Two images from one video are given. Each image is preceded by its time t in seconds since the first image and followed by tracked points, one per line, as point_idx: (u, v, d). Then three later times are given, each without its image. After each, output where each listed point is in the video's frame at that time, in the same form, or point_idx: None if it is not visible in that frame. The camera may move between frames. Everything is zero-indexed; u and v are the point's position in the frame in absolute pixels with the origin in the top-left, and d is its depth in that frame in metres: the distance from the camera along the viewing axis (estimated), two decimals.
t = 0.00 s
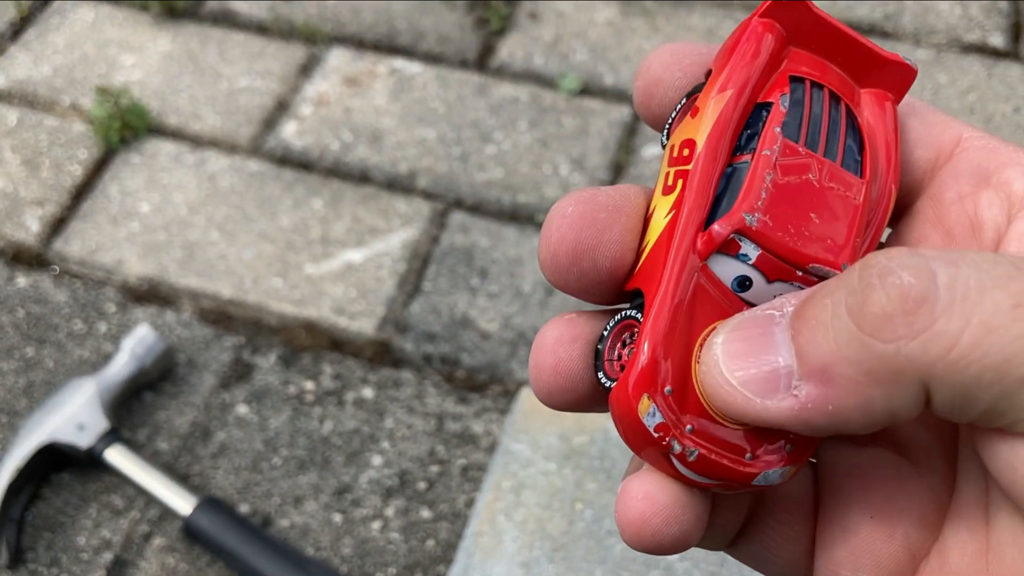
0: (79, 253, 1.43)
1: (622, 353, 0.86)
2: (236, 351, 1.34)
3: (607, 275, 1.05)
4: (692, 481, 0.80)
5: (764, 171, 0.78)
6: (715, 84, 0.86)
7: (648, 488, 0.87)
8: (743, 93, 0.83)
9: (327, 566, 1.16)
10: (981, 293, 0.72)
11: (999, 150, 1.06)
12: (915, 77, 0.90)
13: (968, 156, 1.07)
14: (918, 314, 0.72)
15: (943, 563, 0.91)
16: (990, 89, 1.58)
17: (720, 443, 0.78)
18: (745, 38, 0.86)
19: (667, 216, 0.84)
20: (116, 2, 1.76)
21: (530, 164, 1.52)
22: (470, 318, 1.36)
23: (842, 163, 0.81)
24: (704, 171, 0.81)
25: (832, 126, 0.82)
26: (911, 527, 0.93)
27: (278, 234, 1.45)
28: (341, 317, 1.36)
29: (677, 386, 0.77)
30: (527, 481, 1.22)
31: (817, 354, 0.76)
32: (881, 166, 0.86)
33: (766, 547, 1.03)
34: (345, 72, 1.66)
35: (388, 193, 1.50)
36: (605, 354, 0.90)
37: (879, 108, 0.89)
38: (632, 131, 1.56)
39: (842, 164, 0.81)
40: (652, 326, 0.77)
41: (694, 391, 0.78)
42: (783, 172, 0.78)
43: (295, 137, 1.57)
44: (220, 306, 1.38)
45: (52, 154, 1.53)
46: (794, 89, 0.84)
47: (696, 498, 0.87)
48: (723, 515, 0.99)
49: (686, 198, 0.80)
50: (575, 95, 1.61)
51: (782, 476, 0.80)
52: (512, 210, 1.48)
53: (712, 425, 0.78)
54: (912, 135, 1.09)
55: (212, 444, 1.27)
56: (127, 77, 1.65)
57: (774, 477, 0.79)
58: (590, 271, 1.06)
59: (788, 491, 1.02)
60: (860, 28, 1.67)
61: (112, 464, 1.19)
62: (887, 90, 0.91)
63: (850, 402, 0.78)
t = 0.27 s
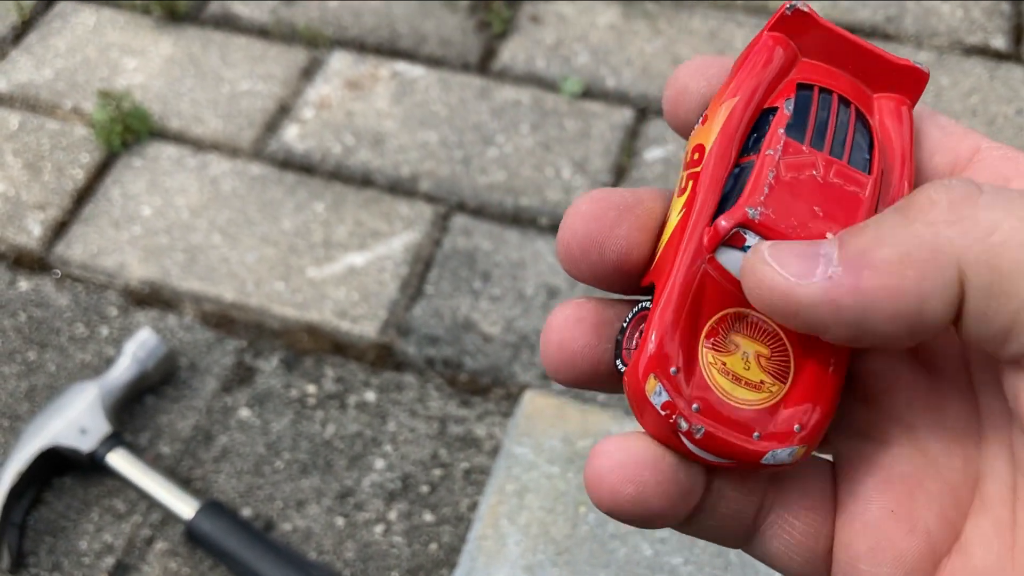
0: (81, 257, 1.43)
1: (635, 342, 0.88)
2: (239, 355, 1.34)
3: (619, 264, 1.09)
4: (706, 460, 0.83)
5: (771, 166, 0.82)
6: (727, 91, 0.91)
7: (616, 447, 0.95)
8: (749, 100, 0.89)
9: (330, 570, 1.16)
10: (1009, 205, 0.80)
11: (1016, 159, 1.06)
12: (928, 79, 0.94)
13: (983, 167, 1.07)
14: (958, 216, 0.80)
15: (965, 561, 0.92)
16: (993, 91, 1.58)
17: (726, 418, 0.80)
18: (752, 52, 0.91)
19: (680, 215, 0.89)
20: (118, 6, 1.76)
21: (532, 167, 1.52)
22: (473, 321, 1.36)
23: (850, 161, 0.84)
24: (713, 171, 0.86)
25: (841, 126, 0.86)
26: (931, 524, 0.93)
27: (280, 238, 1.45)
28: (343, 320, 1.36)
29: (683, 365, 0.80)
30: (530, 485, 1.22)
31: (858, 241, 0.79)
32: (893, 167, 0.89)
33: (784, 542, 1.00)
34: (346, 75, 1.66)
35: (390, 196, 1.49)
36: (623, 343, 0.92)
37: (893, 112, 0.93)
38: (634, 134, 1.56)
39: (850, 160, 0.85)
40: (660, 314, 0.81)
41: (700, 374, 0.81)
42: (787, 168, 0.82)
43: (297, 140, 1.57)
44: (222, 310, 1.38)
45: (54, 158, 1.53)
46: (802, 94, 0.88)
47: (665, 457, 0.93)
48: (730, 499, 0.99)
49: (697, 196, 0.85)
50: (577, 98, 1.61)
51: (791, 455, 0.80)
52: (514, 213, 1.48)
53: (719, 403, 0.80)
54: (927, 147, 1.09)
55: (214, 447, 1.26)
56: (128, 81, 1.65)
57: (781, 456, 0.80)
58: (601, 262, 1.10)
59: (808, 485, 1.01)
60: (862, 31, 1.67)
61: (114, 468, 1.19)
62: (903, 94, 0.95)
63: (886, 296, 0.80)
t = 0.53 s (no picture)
0: (86, 262, 1.43)
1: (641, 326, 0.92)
2: (243, 360, 1.35)
3: (633, 256, 1.09)
4: (702, 453, 0.86)
5: (794, 160, 0.82)
6: (751, 79, 0.90)
7: (599, 426, 0.96)
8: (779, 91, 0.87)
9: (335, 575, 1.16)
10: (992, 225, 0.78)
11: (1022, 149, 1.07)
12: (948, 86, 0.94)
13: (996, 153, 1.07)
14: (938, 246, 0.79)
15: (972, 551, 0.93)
16: (994, 95, 1.58)
17: (730, 414, 0.82)
18: (784, 39, 0.90)
19: (696, 200, 0.89)
20: (122, 11, 1.77)
21: (535, 172, 1.53)
22: (476, 326, 1.37)
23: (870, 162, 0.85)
24: (734, 158, 0.85)
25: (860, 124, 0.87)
26: (944, 515, 0.94)
27: (284, 243, 1.46)
28: (347, 325, 1.36)
29: (693, 357, 0.81)
30: (534, 491, 1.22)
31: (856, 297, 0.81)
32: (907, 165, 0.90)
33: (793, 538, 1.00)
34: (350, 80, 1.66)
35: (394, 202, 1.50)
36: (627, 326, 0.95)
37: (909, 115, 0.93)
38: (637, 138, 1.56)
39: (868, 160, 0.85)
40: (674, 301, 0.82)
41: (707, 364, 0.82)
42: (809, 164, 0.82)
43: (301, 145, 1.57)
44: (227, 315, 1.39)
45: (58, 163, 1.54)
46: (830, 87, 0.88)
47: (650, 439, 0.94)
48: (731, 501, 0.97)
49: (715, 183, 0.85)
50: (580, 103, 1.61)
51: (788, 455, 0.83)
52: (517, 217, 1.48)
53: (723, 398, 0.82)
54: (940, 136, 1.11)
55: (219, 453, 1.27)
56: (132, 86, 1.65)
57: (779, 455, 0.83)
58: (617, 254, 1.10)
59: (815, 480, 1.00)
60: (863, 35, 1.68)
61: (120, 474, 1.19)
62: (921, 99, 0.95)
63: (895, 341, 0.81)
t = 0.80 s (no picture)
0: (82, 268, 1.43)
1: (638, 338, 0.92)
2: (239, 366, 1.35)
3: (640, 269, 1.09)
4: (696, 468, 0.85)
5: (798, 176, 0.82)
6: (756, 89, 0.90)
7: (595, 444, 0.97)
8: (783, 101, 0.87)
9: None
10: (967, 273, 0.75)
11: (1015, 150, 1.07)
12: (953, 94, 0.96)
13: (991, 155, 1.07)
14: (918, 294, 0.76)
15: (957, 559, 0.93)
16: (990, 100, 1.58)
17: (722, 431, 0.82)
18: (789, 48, 0.90)
19: (696, 212, 0.89)
20: (119, 16, 1.77)
21: (531, 177, 1.53)
22: (472, 332, 1.37)
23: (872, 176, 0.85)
24: (738, 170, 0.84)
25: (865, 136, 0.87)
26: (931, 522, 0.94)
27: (280, 249, 1.46)
28: (343, 331, 1.36)
29: (690, 376, 0.81)
30: (529, 497, 1.22)
31: (825, 327, 0.79)
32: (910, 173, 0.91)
33: (785, 546, 1.00)
34: (347, 85, 1.66)
35: (390, 207, 1.50)
36: (623, 338, 0.97)
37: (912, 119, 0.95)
38: (633, 144, 1.56)
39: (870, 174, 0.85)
40: (673, 317, 0.81)
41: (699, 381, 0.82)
42: (813, 179, 0.82)
43: (298, 150, 1.57)
44: (223, 321, 1.39)
45: (55, 169, 1.54)
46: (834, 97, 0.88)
47: (648, 454, 0.95)
48: (725, 515, 0.98)
49: (717, 196, 0.84)
50: (576, 108, 1.61)
51: (780, 472, 0.83)
52: (513, 223, 1.48)
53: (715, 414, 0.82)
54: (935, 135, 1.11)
55: (215, 459, 1.27)
56: (130, 92, 1.65)
57: (771, 472, 0.83)
58: (624, 267, 1.09)
59: (806, 489, 1.01)
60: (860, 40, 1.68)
61: (115, 480, 1.19)
62: (921, 106, 0.97)
63: (858, 375, 0.80)
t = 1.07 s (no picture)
0: (76, 264, 1.42)
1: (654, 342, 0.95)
2: (235, 363, 1.34)
3: (656, 258, 1.09)
4: (727, 463, 0.87)
5: (795, 169, 0.86)
6: (755, 94, 0.94)
7: (579, 402, 0.99)
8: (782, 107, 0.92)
9: None
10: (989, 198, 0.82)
11: None
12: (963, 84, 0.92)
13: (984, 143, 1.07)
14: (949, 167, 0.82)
15: (978, 552, 0.92)
16: (992, 96, 1.57)
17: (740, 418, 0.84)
18: (784, 56, 0.94)
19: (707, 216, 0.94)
20: (115, 11, 1.76)
21: (529, 173, 1.52)
22: (469, 329, 1.36)
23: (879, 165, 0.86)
24: (741, 174, 0.90)
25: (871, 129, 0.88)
26: (948, 513, 0.93)
27: (276, 245, 1.45)
28: (339, 328, 1.35)
29: (706, 369, 0.85)
30: (526, 496, 1.21)
31: (899, 187, 0.81)
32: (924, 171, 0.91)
33: (793, 534, 0.99)
34: (344, 81, 1.65)
35: (387, 203, 1.49)
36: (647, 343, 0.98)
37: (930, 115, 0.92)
38: (632, 140, 1.55)
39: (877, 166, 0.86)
40: (684, 314, 0.86)
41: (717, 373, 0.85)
42: (812, 171, 0.85)
43: (294, 146, 1.56)
44: (218, 317, 1.38)
45: (50, 164, 1.53)
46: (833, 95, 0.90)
47: (626, 414, 0.97)
48: (716, 496, 0.98)
49: (725, 199, 0.90)
50: (575, 104, 1.60)
51: (816, 461, 0.84)
52: (511, 219, 1.47)
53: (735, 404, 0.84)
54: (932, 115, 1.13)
55: (209, 456, 1.26)
56: (125, 87, 1.64)
57: (805, 462, 0.84)
58: (641, 254, 1.10)
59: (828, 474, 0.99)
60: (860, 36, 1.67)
61: (109, 478, 1.18)
62: (938, 101, 0.94)
63: (928, 227, 0.82)
